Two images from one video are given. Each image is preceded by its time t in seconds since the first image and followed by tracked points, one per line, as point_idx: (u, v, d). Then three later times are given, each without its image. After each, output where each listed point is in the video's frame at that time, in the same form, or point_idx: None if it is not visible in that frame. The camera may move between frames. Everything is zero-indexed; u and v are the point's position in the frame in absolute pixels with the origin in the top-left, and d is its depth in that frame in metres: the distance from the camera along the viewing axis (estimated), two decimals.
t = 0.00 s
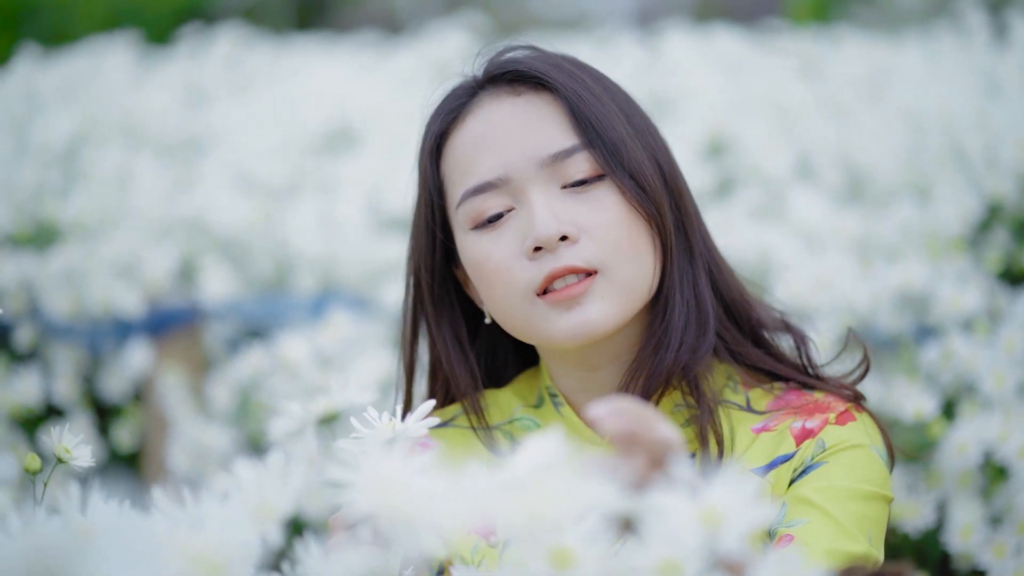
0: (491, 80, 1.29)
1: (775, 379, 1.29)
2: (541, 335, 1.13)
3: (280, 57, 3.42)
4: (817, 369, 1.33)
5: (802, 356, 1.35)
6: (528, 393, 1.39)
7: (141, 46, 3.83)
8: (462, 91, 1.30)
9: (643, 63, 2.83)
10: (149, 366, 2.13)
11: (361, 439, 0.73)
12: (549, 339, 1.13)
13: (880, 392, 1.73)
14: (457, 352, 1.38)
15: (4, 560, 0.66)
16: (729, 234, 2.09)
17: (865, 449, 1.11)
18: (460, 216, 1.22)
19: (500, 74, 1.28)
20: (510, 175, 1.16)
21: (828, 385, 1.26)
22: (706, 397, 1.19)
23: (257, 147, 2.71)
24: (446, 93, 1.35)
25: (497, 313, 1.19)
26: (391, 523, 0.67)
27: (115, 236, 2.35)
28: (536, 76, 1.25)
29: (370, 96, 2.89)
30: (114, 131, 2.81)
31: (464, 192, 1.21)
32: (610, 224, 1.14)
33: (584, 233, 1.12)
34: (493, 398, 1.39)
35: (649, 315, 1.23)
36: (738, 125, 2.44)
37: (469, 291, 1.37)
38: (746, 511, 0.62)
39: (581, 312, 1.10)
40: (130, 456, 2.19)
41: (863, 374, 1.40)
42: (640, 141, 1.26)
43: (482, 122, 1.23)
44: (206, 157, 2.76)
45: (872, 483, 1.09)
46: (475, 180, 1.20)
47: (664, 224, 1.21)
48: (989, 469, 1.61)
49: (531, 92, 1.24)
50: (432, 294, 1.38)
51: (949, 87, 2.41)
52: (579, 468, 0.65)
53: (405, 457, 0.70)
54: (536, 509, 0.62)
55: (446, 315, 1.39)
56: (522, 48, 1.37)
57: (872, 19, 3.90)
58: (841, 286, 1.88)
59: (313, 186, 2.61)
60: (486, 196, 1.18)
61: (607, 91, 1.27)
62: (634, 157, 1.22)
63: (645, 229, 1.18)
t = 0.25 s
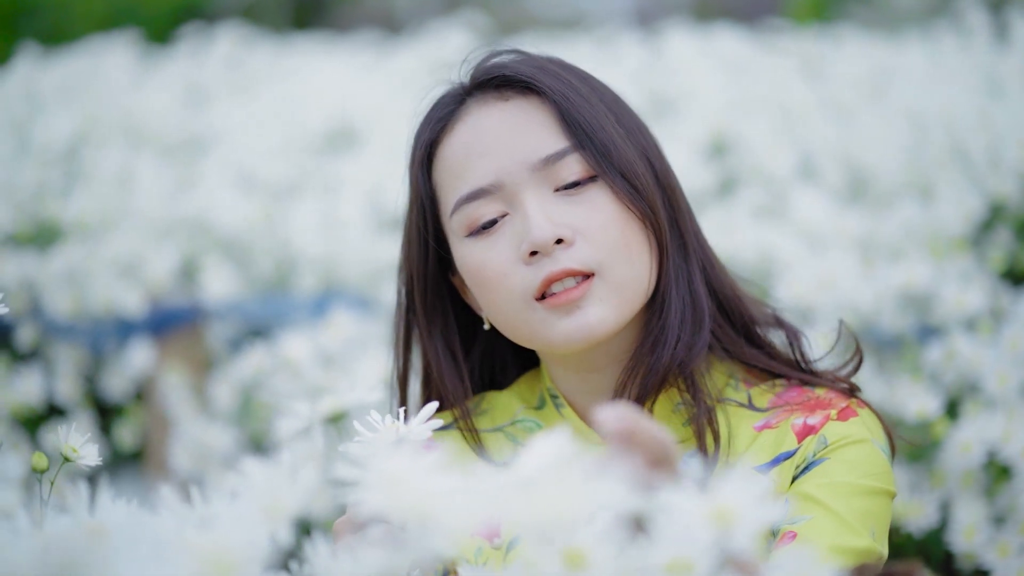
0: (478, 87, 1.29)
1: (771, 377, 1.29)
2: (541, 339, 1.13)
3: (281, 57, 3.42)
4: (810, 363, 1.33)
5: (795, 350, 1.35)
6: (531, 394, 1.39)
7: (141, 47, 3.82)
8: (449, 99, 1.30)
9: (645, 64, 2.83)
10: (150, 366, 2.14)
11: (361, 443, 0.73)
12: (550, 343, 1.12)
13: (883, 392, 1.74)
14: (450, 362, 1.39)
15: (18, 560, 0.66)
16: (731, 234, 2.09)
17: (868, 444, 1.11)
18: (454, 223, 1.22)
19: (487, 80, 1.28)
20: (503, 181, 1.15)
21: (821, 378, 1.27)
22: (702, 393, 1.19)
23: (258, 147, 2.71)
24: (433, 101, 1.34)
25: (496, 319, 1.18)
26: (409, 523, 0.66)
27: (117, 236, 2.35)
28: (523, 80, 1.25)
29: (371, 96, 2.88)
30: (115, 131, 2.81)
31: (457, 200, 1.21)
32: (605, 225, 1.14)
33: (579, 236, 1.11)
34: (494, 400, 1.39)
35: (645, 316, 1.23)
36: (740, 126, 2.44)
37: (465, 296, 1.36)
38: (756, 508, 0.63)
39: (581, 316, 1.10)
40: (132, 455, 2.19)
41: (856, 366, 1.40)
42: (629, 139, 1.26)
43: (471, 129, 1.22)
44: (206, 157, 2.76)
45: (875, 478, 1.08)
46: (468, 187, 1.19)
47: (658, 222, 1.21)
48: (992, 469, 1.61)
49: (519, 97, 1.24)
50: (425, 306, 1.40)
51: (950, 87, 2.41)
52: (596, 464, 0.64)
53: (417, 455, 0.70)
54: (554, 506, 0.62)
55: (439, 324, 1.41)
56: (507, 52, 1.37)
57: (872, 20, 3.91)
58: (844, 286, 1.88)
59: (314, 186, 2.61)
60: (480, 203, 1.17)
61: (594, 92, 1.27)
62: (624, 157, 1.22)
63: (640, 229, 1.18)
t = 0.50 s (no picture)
0: (470, 92, 1.28)
1: (770, 377, 1.28)
2: (542, 344, 1.13)
3: (281, 57, 3.41)
4: (807, 360, 1.33)
5: (793, 349, 1.35)
6: (532, 396, 1.39)
7: (141, 46, 3.82)
8: (441, 106, 1.30)
9: (646, 63, 2.82)
10: (152, 365, 2.12)
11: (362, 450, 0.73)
12: (550, 348, 1.12)
13: (887, 392, 1.74)
14: (443, 371, 1.39)
15: (32, 560, 0.66)
16: (734, 233, 2.09)
17: (869, 440, 1.10)
18: (451, 230, 1.21)
19: (479, 85, 1.28)
20: (498, 187, 1.15)
21: (819, 375, 1.27)
22: (702, 393, 1.18)
23: (259, 146, 2.70)
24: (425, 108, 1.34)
25: (495, 324, 1.18)
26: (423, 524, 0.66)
27: (118, 236, 2.35)
28: (515, 85, 1.24)
29: (372, 95, 2.88)
30: (115, 130, 2.81)
31: (453, 207, 1.21)
32: (602, 227, 1.13)
33: (577, 239, 1.11)
34: (495, 403, 1.39)
35: (642, 318, 1.22)
36: (742, 126, 2.44)
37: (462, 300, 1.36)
38: (770, 507, 0.63)
39: (581, 320, 1.10)
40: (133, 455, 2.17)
41: (854, 363, 1.40)
42: (624, 140, 1.25)
43: (465, 135, 1.22)
44: (207, 157, 2.75)
45: (877, 474, 1.07)
46: (463, 194, 1.19)
47: (655, 222, 1.20)
48: (995, 468, 1.61)
49: (512, 102, 1.23)
50: (421, 313, 1.39)
51: (951, 87, 2.41)
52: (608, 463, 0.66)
53: (428, 454, 0.70)
54: (576, 505, 0.62)
55: (435, 330, 1.40)
56: (497, 56, 1.37)
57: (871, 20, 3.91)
58: (846, 285, 1.87)
59: (315, 185, 2.60)
60: (476, 209, 1.17)
61: (587, 94, 1.27)
62: (619, 158, 1.21)
63: (637, 230, 1.17)
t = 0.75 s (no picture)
0: (467, 94, 1.28)
1: (771, 376, 1.28)
2: (543, 346, 1.12)
3: (281, 57, 3.41)
4: (808, 358, 1.33)
5: (793, 346, 1.34)
6: (533, 397, 1.38)
7: (140, 46, 3.81)
8: (438, 109, 1.30)
9: (648, 63, 2.82)
10: (154, 365, 2.11)
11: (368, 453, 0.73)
12: (552, 350, 1.12)
13: (890, 392, 1.73)
14: (443, 373, 1.39)
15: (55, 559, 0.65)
16: (737, 233, 2.09)
17: (872, 437, 1.10)
18: (450, 233, 1.21)
19: (475, 87, 1.27)
20: (497, 189, 1.14)
21: (820, 372, 1.27)
22: (703, 392, 1.18)
23: (260, 147, 2.71)
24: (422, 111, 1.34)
25: (496, 326, 1.18)
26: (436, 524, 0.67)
27: (119, 236, 2.34)
28: (512, 86, 1.24)
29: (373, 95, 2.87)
30: (116, 130, 2.80)
31: (451, 210, 1.20)
32: (602, 228, 1.13)
33: (576, 241, 1.11)
34: (496, 404, 1.39)
35: (642, 318, 1.22)
36: (744, 126, 2.44)
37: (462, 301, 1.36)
38: (783, 506, 0.63)
39: (583, 321, 1.09)
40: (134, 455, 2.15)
41: (853, 360, 1.40)
42: (622, 139, 1.25)
43: (463, 137, 1.21)
44: (208, 156, 2.75)
45: (880, 471, 1.07)
46: (462, 197, 1.18)
47: (654, 221, 1.20)
48: (999, 468, 1.61)
49: (509, 103, 1.23)
50: (419, 315, 1.39)
51: (953, 86, 2.41)
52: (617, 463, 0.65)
53: (437, 454, 0.70)
54: (590, 504, 0.62)
55: (434, 333, 1.40)
56: (493, 58, 1.36)
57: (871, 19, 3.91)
58: (850, 285, 1.87)
59: (316, 185, 2.60)
60: (475, 212, 1.16)
61: (584, 94, 1.26)
62: (617, 157, 1.21)
63: (636, 230, 1.17)
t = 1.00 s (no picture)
0: (468, 93, 1.28)
1: (774, 374, 1.28)
2: (546, 346, 1.12)
3: (281, 56, 3.40)
4: (810, 356, 1.32)
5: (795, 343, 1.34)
6: (537, 395, 1.38)
7: (139, 45, 3.81)
8: (439, 109, 1.29)
9: (649, 62, 2.82)
10: (156, 365, 2.11)
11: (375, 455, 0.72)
12: (555, 350, 1.12)
13: (894, 390, 1.73)
14: (445, 373, 1.39)
15: (79, 556, 0.65)
16: (740, 232, 2.09)
17: (876, 434, 1.10)
18: (452, 233, 1.21)
19: (476, 86, 1.27)
20: (499, 189, 1.14)
21: (823, 369, 1.27)
22: (706, 391, 1.18)
23: (261, 146, 2.70)
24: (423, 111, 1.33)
25: (499, 327, 1.17)
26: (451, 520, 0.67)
27: (121, 235, 2.34)
28: (513, 85, 1.24)
29: (374, 94, 2.87)
30: (117, 130, 2.80)
31: (454, 210, 1.20)
32: (604, 227, 1.12)
33: (579, 240, 1.10)
34: (499, 403, 1.39)
35: (645, 317, 1.22)
36: (746, 126, 2.44)
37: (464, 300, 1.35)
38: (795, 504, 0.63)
39: (586, 321, 1.09)
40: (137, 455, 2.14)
41: (855, 357, 1.40)
42: (623, 138, 1.25)
43: (464, 137, 1.21)
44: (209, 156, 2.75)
45: (883, 467, 1.07)
46: (464, 197, 1.18)
47: (656, 220, 1.19)
48: (1003, 467, 1.61)
49: (510, 103, 1.23)
50: (421, 315, 1.39)
51: (955, 85, 2.41)
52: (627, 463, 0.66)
53: (446, 453, 0.70)
54: (604, 499, 0.63)
55: (436, 333, 1.40)
56: (494, 57, 1.36)
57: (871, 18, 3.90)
58: (853, 284, 1.87)
59: (318, 184, 2.60)
60: (478, 212, 1.16)
61: (585, 93, 1.26)
62: (619, 156, 1.20)
63: (639, 229, 1.16)
